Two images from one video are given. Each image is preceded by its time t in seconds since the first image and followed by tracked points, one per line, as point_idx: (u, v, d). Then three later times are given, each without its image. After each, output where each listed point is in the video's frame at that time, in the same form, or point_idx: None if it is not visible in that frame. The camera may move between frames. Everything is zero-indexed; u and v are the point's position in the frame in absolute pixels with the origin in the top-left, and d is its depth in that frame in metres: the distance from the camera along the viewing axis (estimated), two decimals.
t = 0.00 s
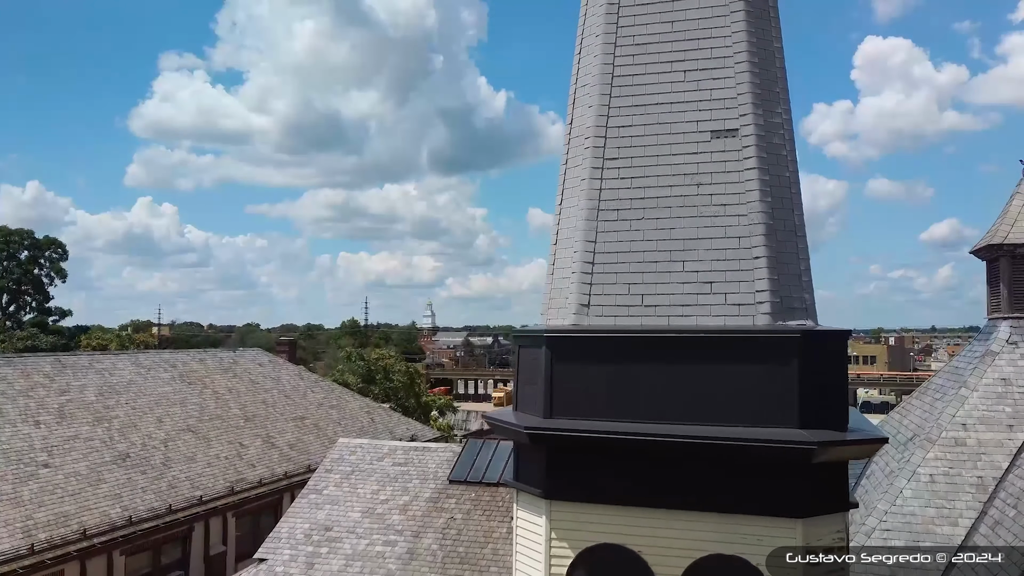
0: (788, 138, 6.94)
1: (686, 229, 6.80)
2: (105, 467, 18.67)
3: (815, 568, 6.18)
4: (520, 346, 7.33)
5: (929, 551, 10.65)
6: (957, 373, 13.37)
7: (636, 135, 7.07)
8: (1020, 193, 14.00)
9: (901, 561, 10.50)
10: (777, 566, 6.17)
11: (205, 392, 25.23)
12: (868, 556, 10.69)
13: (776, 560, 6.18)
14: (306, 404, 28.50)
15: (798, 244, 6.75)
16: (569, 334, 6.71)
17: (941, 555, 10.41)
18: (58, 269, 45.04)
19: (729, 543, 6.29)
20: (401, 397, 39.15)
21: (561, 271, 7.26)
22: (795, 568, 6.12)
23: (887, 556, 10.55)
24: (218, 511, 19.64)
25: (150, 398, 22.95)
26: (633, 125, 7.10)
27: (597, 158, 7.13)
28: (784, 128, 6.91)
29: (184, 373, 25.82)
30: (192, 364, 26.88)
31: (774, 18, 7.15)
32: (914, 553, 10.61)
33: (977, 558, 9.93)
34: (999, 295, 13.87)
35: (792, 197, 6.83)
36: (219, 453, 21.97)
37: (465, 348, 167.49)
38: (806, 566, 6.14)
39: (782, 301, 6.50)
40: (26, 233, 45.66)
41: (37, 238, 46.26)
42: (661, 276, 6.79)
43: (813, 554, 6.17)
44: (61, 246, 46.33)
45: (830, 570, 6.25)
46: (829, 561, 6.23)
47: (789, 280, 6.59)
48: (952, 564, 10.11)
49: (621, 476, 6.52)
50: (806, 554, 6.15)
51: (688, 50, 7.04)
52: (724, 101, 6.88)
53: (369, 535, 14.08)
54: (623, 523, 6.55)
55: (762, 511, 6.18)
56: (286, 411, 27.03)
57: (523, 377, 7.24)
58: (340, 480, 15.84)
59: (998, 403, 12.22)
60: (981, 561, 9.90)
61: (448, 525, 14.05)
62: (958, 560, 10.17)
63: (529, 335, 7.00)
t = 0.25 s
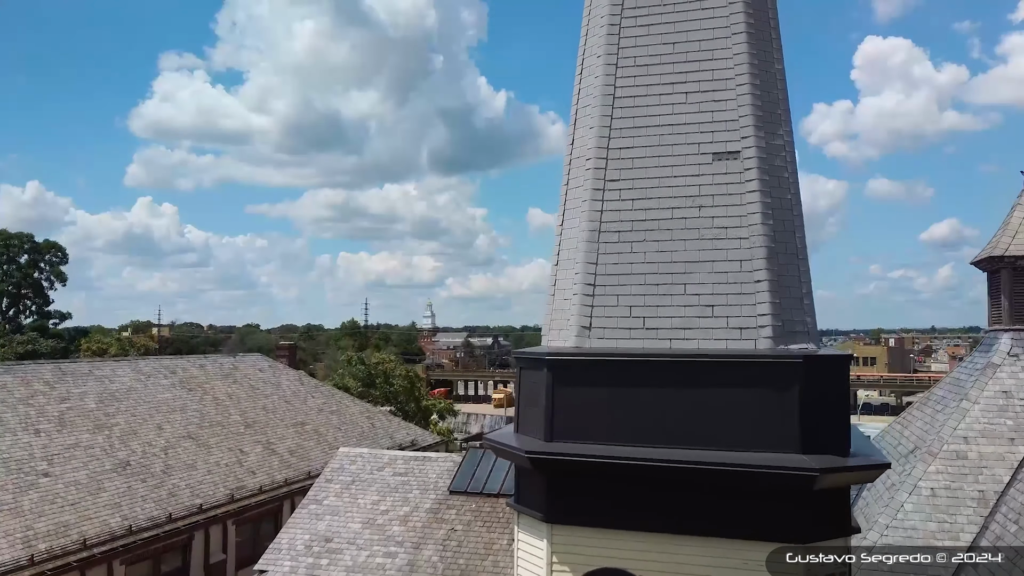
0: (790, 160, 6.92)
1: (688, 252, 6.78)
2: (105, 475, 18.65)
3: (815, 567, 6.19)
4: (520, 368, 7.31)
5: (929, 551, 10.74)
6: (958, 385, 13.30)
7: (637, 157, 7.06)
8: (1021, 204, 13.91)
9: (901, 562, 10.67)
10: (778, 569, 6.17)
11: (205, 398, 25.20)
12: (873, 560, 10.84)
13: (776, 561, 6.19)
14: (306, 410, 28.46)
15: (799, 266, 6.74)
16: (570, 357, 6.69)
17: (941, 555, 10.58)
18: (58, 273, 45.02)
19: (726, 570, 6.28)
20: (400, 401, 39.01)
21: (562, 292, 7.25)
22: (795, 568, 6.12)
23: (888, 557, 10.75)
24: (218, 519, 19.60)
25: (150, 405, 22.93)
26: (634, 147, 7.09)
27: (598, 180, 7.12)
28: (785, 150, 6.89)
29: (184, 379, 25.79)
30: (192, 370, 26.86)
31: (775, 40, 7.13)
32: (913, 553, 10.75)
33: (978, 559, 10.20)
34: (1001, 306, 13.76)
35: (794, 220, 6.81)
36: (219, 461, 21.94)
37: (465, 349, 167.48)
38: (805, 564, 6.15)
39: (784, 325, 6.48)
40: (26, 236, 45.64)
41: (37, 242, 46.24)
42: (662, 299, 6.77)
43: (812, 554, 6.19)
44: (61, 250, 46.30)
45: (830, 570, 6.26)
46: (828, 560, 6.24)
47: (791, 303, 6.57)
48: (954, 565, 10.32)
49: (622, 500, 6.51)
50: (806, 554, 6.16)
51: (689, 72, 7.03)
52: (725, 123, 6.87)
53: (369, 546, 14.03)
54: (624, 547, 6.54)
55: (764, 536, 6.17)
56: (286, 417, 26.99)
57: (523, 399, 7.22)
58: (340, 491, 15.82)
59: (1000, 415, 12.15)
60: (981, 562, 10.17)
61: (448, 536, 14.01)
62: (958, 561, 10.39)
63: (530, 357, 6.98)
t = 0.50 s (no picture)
0: (791, 175, 6.91)
1: (689, 267, 6.76)
2: (105, 481, 18.63)
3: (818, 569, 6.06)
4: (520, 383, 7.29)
5: (929, 551, 10.83)
6: (959, 394, 13.27)
7: (638, 171, 7.05)
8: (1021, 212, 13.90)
9: (902, 562, 10.79)
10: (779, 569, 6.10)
11: (205, 403, 25.18)
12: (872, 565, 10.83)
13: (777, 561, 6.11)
14: (306, 414, 28.44)
15: (801, 282, 6.73)
16: (571, 374, 6.67)
17: (941, 555, 10.64)
18: (58, 276, 44.98)
19: None
20: (400, 404, 38.86)
21: (562, 307, 7.24)
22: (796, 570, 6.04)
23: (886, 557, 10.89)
24: (218, 524, 19.58)
25: (150, 410, 22.91)
26: (634, 162, 7.07)
27: (598, 195, 7.11)
28: (786, 165, 6.87)
29: (183, 384, 25.77)
30: (192, 374, 26.83)
31: (776, 54, 7.11)
32: (914, 553, 10.85)
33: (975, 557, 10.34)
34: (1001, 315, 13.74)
35: (795, 235, 6.80)
36: (219, 466, 21.92)
37: (464, 350, 167.44)
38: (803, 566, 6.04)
39: (785, 341, 6.47)
40: (25, 239, 45.63)
41: (37, 244, 46.24)
42: (663, 314, 6.76)
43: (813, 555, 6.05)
44: (61, 252, 46.28)
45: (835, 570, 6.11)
46: (832, 561, 6.08)
47: (792, 319, 6.56)
48: (954, 565, 10.37)
49: (623, 517, 6.49)
50: (805, 554, 6.04)
51: (690, 87, 7.01)
52: (725, 138, 6.85)
53: (369, 554, 13.97)
54: (624, 564, 6.52)
55: (765, 554, 6.15)
56: (286, 421, 26.97)
57: (524, 414, 7.20)
58: (340, 498, 15.81)
59: (1001, 424, 12.12)
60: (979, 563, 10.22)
61: (448, 545, 13.98)
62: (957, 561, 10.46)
63: (530, 373, 6.97)
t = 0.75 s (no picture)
0: (790, 200, 6.90)
1: (688, 293, 6.74)
2: (104, 491, 18.61)
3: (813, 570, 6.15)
4: (519, 407, 7.26)
5: (930, 551, 10.98)
6: (959, 408, 13.26)
7: (637, 196, 7.03)
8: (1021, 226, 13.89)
9: (902, 562, 10.95)
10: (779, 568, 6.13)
11: (204, 410, 25.16)
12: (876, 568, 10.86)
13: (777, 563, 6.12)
14: (306, 420, 28.42)
15: (800, 308, 6.71)
16: (570, 401, 6.65)
17: (940, 555, 10.83)
18: (57, 280, 44.94)
19: None
20: (400, 409, 38.64)
21: (561, 331, 7.21)
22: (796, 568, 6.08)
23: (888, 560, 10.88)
24: (217, 533, 19.55)
25: (149, 418, 22.89)
26: (633, 186, 7.05)
27: (597, 218, 7.09)
28: (786, 190, 6.87)
29: (183, 391, 25.75)
30: (192, 381, 26.81)
31: (776, 78, 7.10)
32: (914, 553, 11.02)
33: (977, 559, 10.50)
34: (1001, 328, 13.73)
35: (795, 260, 6.79)
36: (218, 473, 21.90)
37: (464, 351, 167.36)
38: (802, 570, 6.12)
39: (784, 368, 6.46)
40: (25, 243, 45.62)
41: (37, 248, 46.25)
42: (662, 340, 6.74)
43: (813, 554, 6.12)
44: (60, 256, 46.30)
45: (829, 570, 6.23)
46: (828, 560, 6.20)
47: (791, 346, 6.55)
48: (957, 567, 10.49)
49: (623, 544, 6.48)
50: (806, 554, 6.10)
51: (689, 111, 7.00)
52: (725, 163, 6.84)
53: (368, 565, 13.92)
54: None
55: None
56: (285, 428, 26.95)
57: (523, 438, 7.18)
58: (339, 508, 15.80)
59: (1000, 439, 12.10)
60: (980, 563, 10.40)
61: (447, 557, 13.94)
62: (958, 561, 10.64)
63: (529, 398, 6.95)
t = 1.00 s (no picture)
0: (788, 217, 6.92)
1: (685, 310, 6.75)
2: (103, 497, 18.61)
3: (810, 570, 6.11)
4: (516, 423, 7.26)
5: (929, 551, 11.00)
6: (958, 417, 13.25)
7: (635, 213, 7.02)
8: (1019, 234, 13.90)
9: (902, 561, 10.87)
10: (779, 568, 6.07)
11: (204, 415, 25.16)
12: (873, 566, 10.75)
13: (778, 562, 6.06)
14: (305, 424, 28.42)
15: (797, 326, 6.74)
16: (568, 418, 6.65)
17: (941, 555, 10.85)
18: (57, 282, 44.95)
19: None
20: (399, 411, 38.58)
21: (558, 347, 7.21)
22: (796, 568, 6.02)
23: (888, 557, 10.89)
24: (217, 539, 19.55)
25: (149, 423, 22.89)
26: (630, 202, 7.05)
27: (595, 234, 7.08)
28: (783, 207, 6.88)
29: (182, 396, 25.75)
30: (191, 386, 26.81)
31: (773, 95, 7.11)
32: (913, 553, 11.00)
33: (976, 558, 10.60)
34: (999, 336, 13.73)
35: (792, 278, 6.81)
36: (217, 479, 21.91)
37: (463, 351, 167.32)
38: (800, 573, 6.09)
39: (781, 386, 6.47)
40: (24, 246, 45.63)
41: (36, 251, 46.29)
42: (660, 358, 6.74)
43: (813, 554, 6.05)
44: (60, 259, 46.34)
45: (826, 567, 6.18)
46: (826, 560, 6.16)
47: (788, 363, 6.57)
48: (957, 566, 10.57)
49: (620, 562, 6.49)
50: (806, 555, 6.04)
51: (687, 128, 7.00)
52: (723, 180, 6.84)
53: (368, 573, 13.88)
54: None
55: None
56: (285, 432, 26.96)
57: (520, 455, 7.18)
58: (338, 516, 15.81)
59: (998, 449, 12.09)
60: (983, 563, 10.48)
61: (446, 565, 13.93)
62: (958, 561, 10.69)
63: (526, 415, 6.95)
